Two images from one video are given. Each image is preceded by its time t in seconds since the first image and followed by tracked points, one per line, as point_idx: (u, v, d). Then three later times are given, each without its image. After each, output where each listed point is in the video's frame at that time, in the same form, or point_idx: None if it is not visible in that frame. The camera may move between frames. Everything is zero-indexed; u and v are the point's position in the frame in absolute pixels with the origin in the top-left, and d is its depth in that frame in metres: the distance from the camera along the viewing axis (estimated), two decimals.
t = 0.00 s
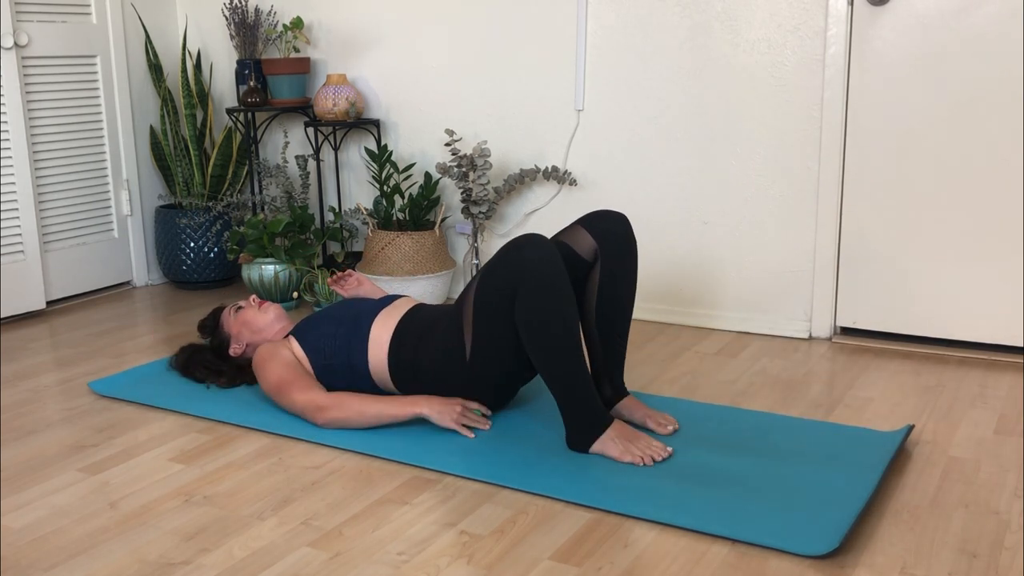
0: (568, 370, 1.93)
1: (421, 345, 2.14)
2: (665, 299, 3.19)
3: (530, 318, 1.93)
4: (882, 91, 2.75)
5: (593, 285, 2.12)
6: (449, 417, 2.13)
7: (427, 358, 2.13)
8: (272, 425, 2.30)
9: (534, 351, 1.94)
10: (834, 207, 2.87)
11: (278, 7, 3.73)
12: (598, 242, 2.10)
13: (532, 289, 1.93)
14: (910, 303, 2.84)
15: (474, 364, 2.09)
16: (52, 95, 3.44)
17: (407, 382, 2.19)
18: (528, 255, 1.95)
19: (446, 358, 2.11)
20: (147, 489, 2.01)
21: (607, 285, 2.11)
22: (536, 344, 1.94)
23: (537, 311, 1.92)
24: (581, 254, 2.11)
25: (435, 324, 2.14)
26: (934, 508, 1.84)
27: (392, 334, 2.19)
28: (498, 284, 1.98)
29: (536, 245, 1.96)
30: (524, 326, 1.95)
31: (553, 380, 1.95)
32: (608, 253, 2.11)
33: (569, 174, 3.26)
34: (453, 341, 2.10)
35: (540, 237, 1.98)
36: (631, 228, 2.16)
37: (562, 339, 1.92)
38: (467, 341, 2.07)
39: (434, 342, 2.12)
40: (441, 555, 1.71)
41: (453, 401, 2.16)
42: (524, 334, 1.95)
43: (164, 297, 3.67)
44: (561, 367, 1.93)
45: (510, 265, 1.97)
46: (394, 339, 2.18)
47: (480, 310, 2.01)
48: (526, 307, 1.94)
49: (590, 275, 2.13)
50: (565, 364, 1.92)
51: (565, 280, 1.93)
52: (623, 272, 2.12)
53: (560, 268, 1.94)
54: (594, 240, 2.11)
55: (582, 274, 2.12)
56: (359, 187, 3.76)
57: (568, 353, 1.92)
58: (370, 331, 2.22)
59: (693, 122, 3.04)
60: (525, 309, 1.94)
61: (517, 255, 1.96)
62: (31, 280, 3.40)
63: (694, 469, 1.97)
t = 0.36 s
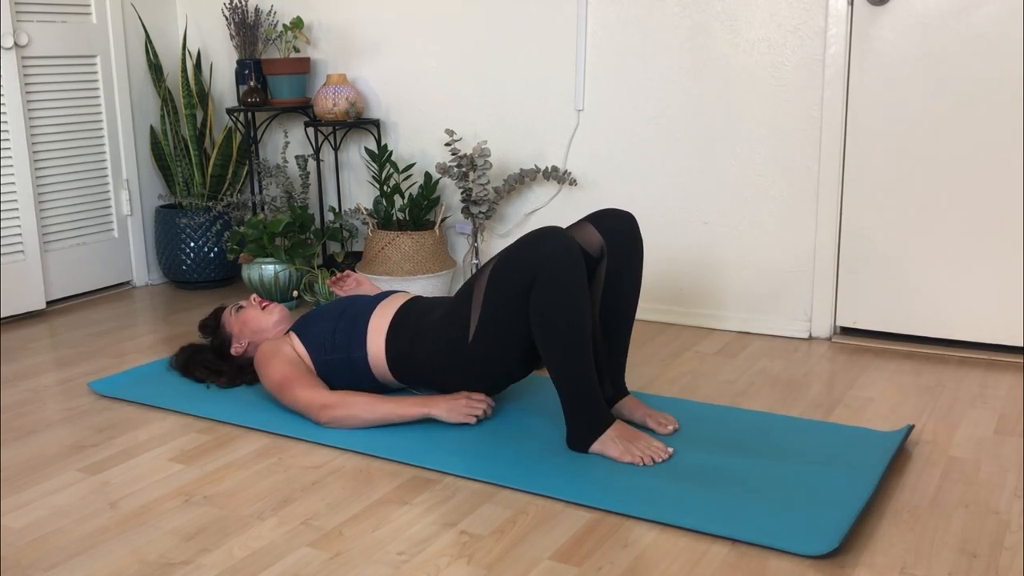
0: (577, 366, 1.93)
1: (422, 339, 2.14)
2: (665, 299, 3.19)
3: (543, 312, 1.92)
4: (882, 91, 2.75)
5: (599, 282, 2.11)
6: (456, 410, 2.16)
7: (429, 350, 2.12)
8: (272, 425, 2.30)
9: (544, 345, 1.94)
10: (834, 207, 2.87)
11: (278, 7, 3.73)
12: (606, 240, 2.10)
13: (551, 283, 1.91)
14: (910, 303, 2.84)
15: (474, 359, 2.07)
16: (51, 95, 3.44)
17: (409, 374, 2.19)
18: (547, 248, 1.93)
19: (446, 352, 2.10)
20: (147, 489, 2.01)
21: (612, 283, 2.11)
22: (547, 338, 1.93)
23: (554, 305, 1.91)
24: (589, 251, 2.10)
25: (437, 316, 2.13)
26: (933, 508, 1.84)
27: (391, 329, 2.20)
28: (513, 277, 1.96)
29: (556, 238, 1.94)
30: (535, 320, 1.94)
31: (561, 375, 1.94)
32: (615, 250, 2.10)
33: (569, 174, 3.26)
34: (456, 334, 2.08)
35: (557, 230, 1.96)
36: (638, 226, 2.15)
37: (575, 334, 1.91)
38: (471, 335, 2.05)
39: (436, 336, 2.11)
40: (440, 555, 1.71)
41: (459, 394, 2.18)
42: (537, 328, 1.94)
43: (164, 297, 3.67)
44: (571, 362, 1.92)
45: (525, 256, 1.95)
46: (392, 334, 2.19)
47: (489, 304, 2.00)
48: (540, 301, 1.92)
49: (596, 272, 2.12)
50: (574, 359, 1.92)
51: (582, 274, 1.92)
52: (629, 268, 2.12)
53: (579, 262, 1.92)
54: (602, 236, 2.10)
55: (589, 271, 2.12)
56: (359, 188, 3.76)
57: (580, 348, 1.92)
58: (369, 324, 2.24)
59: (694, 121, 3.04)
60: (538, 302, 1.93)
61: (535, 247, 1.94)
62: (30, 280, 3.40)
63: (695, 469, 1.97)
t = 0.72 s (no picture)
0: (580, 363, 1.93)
1: (422, 338, 2.13)
2: (665, 300, 3.19)
3: (547, 309, 1.92)
4: (882, 91, 2.75)
5: (602, 281, 2.11)
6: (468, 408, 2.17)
7: (431, 347, 2.11)
8: (272, 424, 2.31)
9: (547, 342, 1.93)
10: (834, 207, 2.87)
11: (278, 7, 3.73)
12: (608, 238, 2.10)
13: (557, 280, 1.91)
14: (910, 303, 2.84)
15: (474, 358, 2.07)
16: (51, 95, 3.44)
17: (410, 373, 2.19)
18: (554, 245, 1.93)
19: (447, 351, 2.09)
20: (147, 489, 2.01)
21: (614, 281, 2.12)
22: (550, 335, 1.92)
23: (560, 302, 1.91)
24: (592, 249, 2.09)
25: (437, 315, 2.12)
26: (933, 508, 1.84)
27: (392, 328, 2.20)
28: (519, 273, 1.95)
29: (562, 235, 1.94)
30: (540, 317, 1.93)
31: (563, 373, 1.94)
32: (617, 248, 2.10)
33: (569, 174, 3.26)
34: (456, 333, 2.07)
35: (562, 227, 1.96)
36: (639, 225, 2.15)
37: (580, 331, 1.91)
38: (473, 332, 2.04)
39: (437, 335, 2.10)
40: (441, 555, 1.71)
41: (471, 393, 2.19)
42: (541, 325, 1.93)
43: (164, 297, 3.67)
44: (574, 359, 1.92)
45: (530, 253, 1.94)
46: (393, 334, 2.19)
47: (492, 302, 1.99)
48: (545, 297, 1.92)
49: (598, 270, 2.11)
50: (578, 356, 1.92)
51: (588, 271, 1.92)
52: (631, 267, 2.12)
53: (586, 260, 1.92)
54: (605, 235, 2.09)
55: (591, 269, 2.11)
56: (359, 187, 3.76)
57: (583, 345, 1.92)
58: (370, 322, 2.24)
59: (694, 121, 3.04)
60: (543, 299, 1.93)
61: (541, 243, 1.94)
62: (31, 280, 3.40)
63: (694, 469, 1.97)
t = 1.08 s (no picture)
0: (579, 364, 1.93)
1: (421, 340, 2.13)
2: (665, 299, 3.19)
3: (546, 310, 1.91)
4: (881, 91, 2.76)
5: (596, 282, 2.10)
6: (456, 418, 2.15)
7: (430, 349, 2.11)
8: (272, 425, 2.31)
9: (547, 343, 1.93)
10: (834, 207, 2.87)
11: (278, 7, 3.73)
12: (601, 238, 2.09)
13: (558, 280, 1.91)
14: (910, 303, 2.84)
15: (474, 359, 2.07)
16: (51, 96, 3.44)
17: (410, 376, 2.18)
18: (554, 245, 1.93)
19: (446, 352, 2.09)
20: (147, 489, 2.01)
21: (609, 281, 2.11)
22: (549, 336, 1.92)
23: (560, 303, 1.90)
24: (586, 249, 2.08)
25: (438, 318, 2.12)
26: (933, 508, 1.84)
27: (392, 330, 2.20)
28: (518, 274, 1.95)
29: (561, 236, 1.94)
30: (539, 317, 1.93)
31: (563, 373, 1.94)
32: (611, 248, 2.10)
33: (569, 174, 3.26)
34: (456, 335, 2.07)
35: (561, 228, 1.96)
36: (631, 224, 2.15)
37: (579, 332, 1.91)
38: (473, 335, 2.04)
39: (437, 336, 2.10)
40: (440, 555, 1.71)
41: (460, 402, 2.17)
42: (540, 325, 1.93)
43: (164, 297, 3.67)
44: (573, 360, 1.92)
45: (530, 255, 1.94)
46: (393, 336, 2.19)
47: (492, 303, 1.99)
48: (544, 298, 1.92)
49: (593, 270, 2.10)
50: (577, 357, 1.92)
51: (587, 273, 1.92)
52: (624, 265, 2.12)
53: (586, 261, 1.93)
54: (599, 235, 2.09)
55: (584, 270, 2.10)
56: (359, 187, 3.76)
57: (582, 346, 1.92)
58: (370, 326, 2.24)
59: (694, 120, 3.04)
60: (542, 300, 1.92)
61: (541, 245, 1.94)
62: (31, 280, 3.40)
63: (694, 469, 1.97)
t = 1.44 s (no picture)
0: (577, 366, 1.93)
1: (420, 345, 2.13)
2: (666, 299, 3.19)
3: (541, 314, 1.92)
4: (881, 91, 2.76)
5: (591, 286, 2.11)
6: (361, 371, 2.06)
7: (430, 354, 2.11)
8: (272, 425, 2.30)
9: (544, 346, 1.93)
10: (834, 207, 2.87)
11: (278, 7, 3.73)
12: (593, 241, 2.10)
13: (550, 283, 1.91)
14: (910, 303, 2.84)
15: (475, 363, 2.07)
16: (51, 96, 3.44)
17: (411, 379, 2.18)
18: (542, 248, 1.93)
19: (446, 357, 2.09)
20: (147, 489, 2.01)
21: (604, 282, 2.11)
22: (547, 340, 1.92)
23: (554, 306, 1.91)
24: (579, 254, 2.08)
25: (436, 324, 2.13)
26: (933, 509, 1.84)
27: (392, 334, 2.19)
28: (511, 278, 1.96)
29: (549, 239, 1.94)
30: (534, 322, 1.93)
31: (563, 376, 1.94)
32: (603, 250, 2.11)
33: (569, 174, 3.26)
34: (455, 340, 2.07)
35: (549, 230, 1.96)
36: (622, 225, 2.16)
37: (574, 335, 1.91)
38: (472, 340, 2.04)
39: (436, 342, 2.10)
40: (440, 555, 1.71)
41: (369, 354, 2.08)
42: (537, 329, 1.93)
43: (164, 297, 3.67)
44: (571, 363, 1.92)
45: (521, 259, 1.95)
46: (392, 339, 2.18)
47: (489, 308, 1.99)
48: (538, 302, 1.92)
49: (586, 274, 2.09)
50: (575, 359, 1.92)
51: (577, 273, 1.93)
52: (618, 267, 2.12)
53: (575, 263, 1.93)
54: (590, 239, 2.09)
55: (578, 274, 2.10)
56: (359, 187, 3.76)
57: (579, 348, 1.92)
58: (368, 330, 2.22)
59: (694, 120, 3.04)
60: (536, 304, 1.93)
61: (530, 248, 1.94)
62: (31, 280, 3.40)
63: (695, 469, 1.97)
